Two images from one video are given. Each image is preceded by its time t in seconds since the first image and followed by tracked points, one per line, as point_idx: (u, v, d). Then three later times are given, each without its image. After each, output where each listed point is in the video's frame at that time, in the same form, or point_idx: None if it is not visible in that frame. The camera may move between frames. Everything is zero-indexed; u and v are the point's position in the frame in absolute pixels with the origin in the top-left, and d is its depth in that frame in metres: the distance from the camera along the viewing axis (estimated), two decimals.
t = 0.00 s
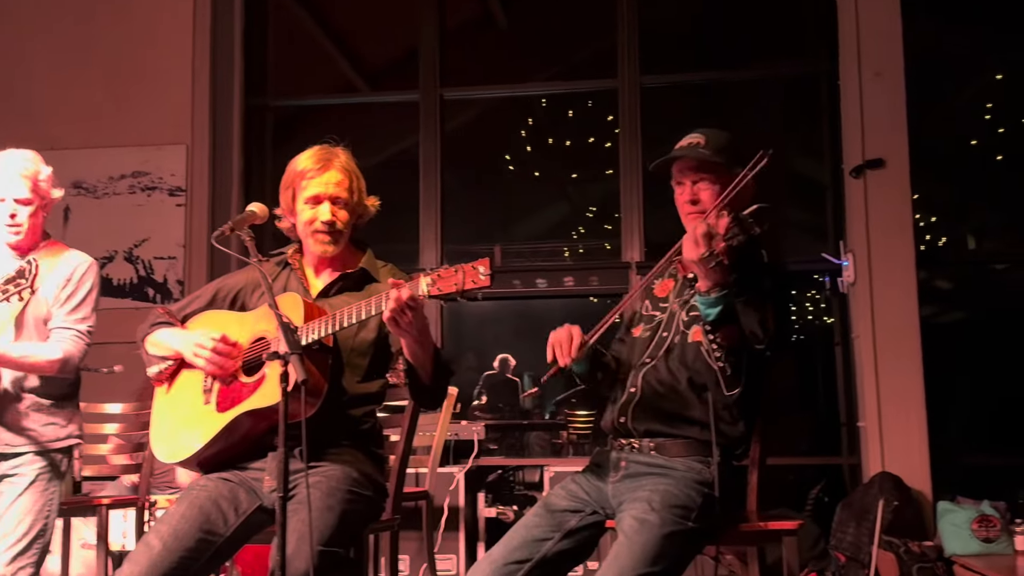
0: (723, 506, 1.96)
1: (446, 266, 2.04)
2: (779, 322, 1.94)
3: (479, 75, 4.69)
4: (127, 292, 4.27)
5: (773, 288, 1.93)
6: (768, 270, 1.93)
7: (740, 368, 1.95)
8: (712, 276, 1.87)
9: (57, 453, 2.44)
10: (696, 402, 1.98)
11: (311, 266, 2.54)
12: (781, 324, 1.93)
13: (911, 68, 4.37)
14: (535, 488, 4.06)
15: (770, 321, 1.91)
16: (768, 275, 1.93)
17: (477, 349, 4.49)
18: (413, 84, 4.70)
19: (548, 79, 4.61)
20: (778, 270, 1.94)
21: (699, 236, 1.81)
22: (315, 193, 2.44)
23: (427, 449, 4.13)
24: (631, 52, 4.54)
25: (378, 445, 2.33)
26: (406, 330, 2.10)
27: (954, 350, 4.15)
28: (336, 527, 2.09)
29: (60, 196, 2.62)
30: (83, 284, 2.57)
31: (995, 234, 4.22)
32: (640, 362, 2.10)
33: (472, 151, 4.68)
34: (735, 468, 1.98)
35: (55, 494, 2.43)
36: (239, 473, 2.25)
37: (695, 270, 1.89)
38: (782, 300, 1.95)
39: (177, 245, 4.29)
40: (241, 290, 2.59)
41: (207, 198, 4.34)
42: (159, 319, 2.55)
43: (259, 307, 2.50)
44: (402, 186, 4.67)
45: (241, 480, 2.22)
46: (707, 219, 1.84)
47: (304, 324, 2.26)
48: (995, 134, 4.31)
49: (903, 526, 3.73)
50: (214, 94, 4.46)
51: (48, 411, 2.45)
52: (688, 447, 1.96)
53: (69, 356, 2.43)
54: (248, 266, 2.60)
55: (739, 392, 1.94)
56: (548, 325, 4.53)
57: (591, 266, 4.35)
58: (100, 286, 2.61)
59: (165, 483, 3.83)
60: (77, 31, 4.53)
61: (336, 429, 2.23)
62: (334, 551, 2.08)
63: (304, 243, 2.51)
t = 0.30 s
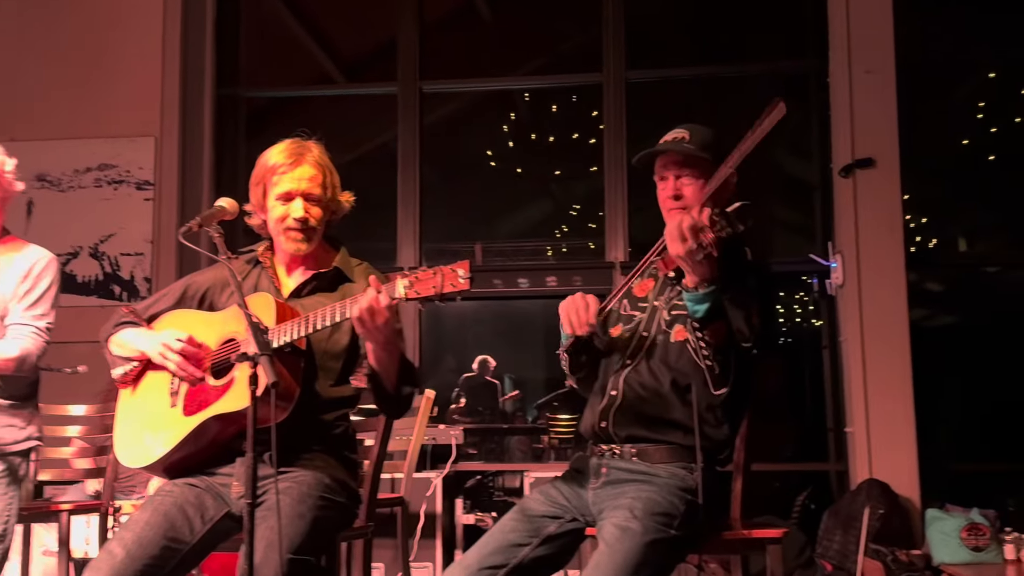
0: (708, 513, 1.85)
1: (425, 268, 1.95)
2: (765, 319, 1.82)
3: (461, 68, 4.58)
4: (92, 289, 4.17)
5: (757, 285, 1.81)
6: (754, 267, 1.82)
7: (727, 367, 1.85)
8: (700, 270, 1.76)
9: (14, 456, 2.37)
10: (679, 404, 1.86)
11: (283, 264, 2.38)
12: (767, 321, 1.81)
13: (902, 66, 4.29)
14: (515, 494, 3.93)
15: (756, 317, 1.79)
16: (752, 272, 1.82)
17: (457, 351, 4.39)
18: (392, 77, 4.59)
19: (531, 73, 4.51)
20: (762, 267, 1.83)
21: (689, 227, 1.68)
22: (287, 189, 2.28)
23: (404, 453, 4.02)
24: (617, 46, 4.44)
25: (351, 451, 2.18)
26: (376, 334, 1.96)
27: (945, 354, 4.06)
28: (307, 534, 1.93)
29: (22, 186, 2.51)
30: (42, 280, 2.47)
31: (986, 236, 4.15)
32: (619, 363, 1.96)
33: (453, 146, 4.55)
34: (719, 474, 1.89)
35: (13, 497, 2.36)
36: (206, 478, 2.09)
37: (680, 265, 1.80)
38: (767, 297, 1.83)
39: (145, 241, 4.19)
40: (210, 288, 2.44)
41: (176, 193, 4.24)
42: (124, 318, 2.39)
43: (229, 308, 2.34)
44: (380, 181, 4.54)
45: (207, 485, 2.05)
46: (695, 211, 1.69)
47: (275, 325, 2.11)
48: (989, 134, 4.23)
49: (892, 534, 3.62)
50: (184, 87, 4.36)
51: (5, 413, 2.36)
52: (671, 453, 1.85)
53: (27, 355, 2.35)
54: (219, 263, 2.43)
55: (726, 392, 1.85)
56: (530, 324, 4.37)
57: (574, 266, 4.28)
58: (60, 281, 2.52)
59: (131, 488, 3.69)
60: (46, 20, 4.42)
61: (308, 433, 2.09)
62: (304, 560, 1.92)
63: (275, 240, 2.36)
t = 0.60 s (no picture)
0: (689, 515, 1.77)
1: (399, 264, 1.87)
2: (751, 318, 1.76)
3: (442, 63, 4.52)
4: (62, 286, 4.14)
5: (744, 281, 1.74)
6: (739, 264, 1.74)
7: (718, 364, 1.75)
8: (692, 266, 1.64)
9: None
10: (657, 402, 1.78)
11: (254, 262, 2.25)
12: (753, 318, 1.76)
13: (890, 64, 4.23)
14: (495, 497, 3.93)
15: (743, 314, 1.74)
16: (737, 269, 1.74)
17: (436, 352, 4.28)
18: (371, 71, 4.52)
19: (514, 69, 4.45)
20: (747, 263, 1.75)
21: (679, 221, 1.58)
22: (259, 184, 2.15)
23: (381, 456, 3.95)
24: (602, 41, 4.37)
25: (325, 452, 2.07)
26: (348, 334, 1.86)
27: (932, 356, 4.02)
28: (279, 538, 1.84)
29: None
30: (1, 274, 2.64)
31: (973, 238, 4.11)
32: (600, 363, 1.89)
33: (434, 142, 4.48)
34: (701, 477, 1.80)
35: None
36: (176, 480, 1.98)
37: (670, 261, 1.66)
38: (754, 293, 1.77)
39: (115, 237, 4.16)
40: (181, 286, 2.29)
41: (147, 189, 4.21)
42: (88, 321, 2.24)
43: (198, 307, 2.22)
44: (359, 177, 4.46)
45: (176, 488, 1.95)
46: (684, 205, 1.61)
47: (247, 325, 2.00)
48: (977, 134, 4.18)
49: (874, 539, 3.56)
50: (157, 79, 4.33)
51: None
52: (651, 456, 1.76)
53: None
54: (187, 260, 2.30)
55: (717, 391, 1.76)
56: (513, 325, 4.29)
57: (557, 265, 4.21)
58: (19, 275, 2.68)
59: (100, 490, 3.61)
60: (27, 15, 4.38)
61: (278, 433, 1.99)
62: (276, 566, 1.82)
63: (246, 236, 2.22)
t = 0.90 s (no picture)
0: (676, 521, 1.70)
1: (381, 262, 1.81)
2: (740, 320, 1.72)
3: (428, 59, 4.47)
4: (38, 284, 4.11)
5: (729, 283, 1.68)
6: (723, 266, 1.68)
7: (706, 371, 1.70)
8: (682, 274, 1.60)
9: None
10: (642, 406, 1.73)
11: (234, 261, 2.15)
12: (741, 321, 1.70)
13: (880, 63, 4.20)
14: (479, 500, 3.91)
15: (731, 318, 1.68)
16: (724, 272, 1.68)
17: (420, 352, 4.27)
18: (355, 67, 4.48)
19: (500, 65, 4.41)
20: (733, 264, 1.70)
21: (674, 233, 1.52)
22: (240, 183, 2.06)
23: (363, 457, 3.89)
24: (589, 37, 4.33)
25: (306, 454, 2.00)
26: (331, 332, 1.80)
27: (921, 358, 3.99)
28: (257, 543, 1.75)
29: None
30: None
31: (964, 240, 4.07)
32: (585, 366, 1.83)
33: (420, 140, 4.43)
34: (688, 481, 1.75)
35: None
36: (153, 482, 1.90)
37: (659, 268, 1.62)
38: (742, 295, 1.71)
39: (93, 234, 4.13)
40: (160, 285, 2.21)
41: (126, 186, 4.18)
42: (61, 324, 2.15)
43: (175, 305, 2.14)
44: (343, 175, 4.41)
45: (154, 490, 1.88)
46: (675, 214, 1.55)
47: (224, 324, 1.92)
48: (967, 135, 4.16)
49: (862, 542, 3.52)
50: (136, 74, 4.29)
51: None
52: (637, 458, 1.70)
53: None
54: (166, 257, 2.22)
55: (706, 397, 1.71)
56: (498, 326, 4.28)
57: (543, 265, 4.15)
58: None
59: (75, 492, 3.54)
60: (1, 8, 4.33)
61: (255, 434, 1.90)
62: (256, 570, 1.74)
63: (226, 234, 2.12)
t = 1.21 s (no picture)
0: (663, 522, 1.68)
1: (367, 260, 1.79)
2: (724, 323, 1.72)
3: (418, 58, 4.46)
4: (24, 282, 4.11)
5: (716, 284, 1.71)
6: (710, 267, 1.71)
7: (691, 374, 1.65)
8: (664, 279, 1.56)
9: None
10: (629, 408, 1.72)
11: (221, 260, 2.13)
12: (725, 323, 1.72)
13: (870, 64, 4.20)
14: (467, 501, 3.88)
15: (716, 319, 1.70)
16: (710, 274, 1.71)
17: (409, 352, 4.24)
18: (345, 66, 4.46)
19: (490, 64, 4.39)
20: (720, 265, 1.73)
21: (655, 235, 1.50)
22: (228, 181, 2.03)
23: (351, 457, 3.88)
24: (579, 37, 4.32)
25: (294, 454, 1.98)
26: (317, 330, 1.77)
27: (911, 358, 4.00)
28: (244, 544, 1.72)
29: None
30: None
31: (954, 242, 4.06)
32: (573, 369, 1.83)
33: (411, 140, 4.42)
34: (675, 481, 1.74)
35: None
36: (138, 483, 1.88)
37: (640, 273, 1.58)
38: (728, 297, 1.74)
39: (80, 232, 4.13)
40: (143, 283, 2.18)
41: (113, 184, 4.17)
42: (46, 322, 2.12)
43: (160, 304, 2.12)
44: (333, 174, 4.40)
45: (139, 490, 1.86)
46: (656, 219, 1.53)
47: (209, 322, 1.90)
48: (957, 137, 4.16)
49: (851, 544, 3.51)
50: (123, 70, 4.28)
51: None
52: (625, 459, 1.69)
53: None
54: (153, 255, 2.21)
55: (691, 400, 1.66)
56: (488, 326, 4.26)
57: (532, 265, 4.14)
58: None
59: (60, 492, 3.52)
60: None
61: (240, 433, 1.88)
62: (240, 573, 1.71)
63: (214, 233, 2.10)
